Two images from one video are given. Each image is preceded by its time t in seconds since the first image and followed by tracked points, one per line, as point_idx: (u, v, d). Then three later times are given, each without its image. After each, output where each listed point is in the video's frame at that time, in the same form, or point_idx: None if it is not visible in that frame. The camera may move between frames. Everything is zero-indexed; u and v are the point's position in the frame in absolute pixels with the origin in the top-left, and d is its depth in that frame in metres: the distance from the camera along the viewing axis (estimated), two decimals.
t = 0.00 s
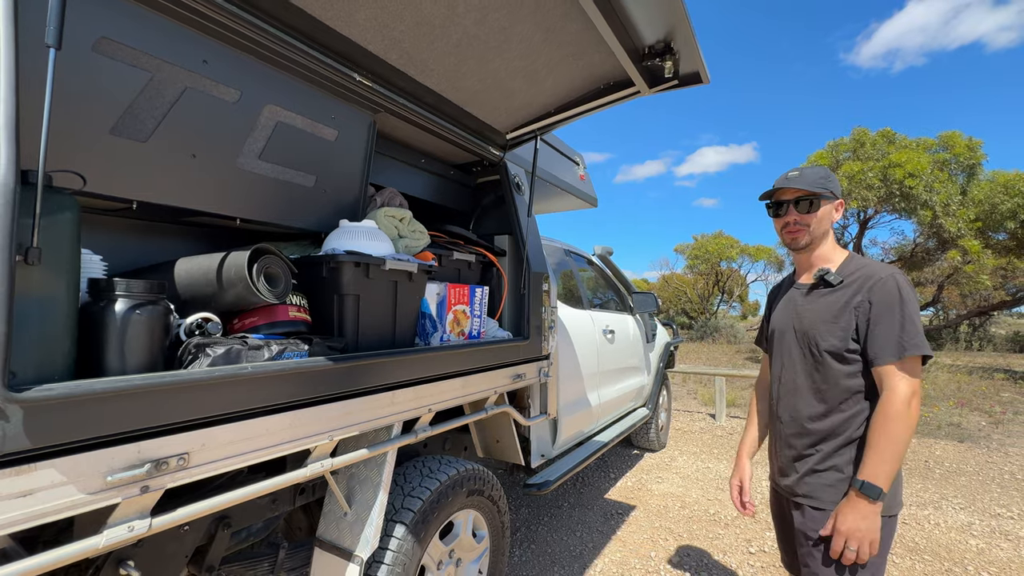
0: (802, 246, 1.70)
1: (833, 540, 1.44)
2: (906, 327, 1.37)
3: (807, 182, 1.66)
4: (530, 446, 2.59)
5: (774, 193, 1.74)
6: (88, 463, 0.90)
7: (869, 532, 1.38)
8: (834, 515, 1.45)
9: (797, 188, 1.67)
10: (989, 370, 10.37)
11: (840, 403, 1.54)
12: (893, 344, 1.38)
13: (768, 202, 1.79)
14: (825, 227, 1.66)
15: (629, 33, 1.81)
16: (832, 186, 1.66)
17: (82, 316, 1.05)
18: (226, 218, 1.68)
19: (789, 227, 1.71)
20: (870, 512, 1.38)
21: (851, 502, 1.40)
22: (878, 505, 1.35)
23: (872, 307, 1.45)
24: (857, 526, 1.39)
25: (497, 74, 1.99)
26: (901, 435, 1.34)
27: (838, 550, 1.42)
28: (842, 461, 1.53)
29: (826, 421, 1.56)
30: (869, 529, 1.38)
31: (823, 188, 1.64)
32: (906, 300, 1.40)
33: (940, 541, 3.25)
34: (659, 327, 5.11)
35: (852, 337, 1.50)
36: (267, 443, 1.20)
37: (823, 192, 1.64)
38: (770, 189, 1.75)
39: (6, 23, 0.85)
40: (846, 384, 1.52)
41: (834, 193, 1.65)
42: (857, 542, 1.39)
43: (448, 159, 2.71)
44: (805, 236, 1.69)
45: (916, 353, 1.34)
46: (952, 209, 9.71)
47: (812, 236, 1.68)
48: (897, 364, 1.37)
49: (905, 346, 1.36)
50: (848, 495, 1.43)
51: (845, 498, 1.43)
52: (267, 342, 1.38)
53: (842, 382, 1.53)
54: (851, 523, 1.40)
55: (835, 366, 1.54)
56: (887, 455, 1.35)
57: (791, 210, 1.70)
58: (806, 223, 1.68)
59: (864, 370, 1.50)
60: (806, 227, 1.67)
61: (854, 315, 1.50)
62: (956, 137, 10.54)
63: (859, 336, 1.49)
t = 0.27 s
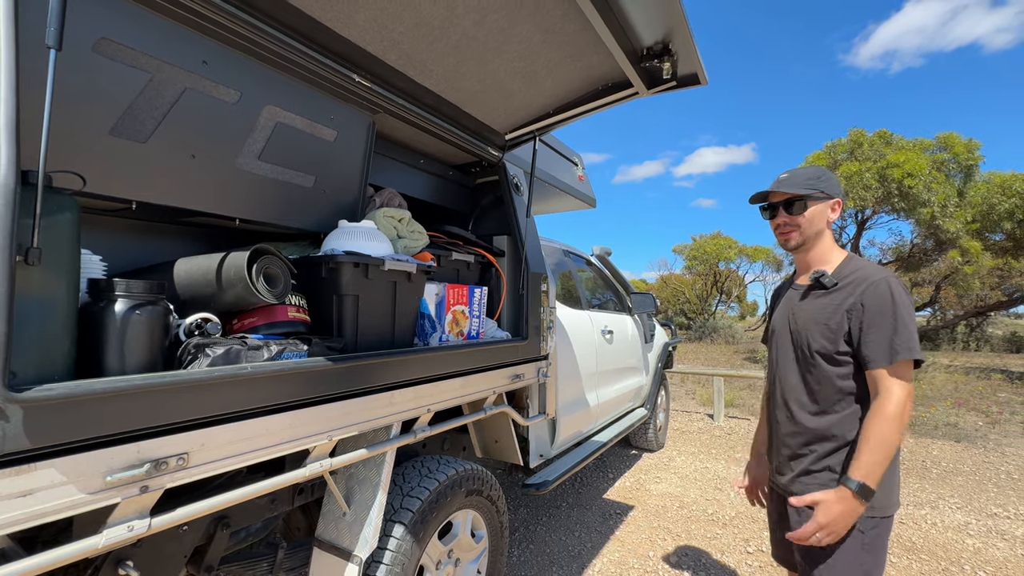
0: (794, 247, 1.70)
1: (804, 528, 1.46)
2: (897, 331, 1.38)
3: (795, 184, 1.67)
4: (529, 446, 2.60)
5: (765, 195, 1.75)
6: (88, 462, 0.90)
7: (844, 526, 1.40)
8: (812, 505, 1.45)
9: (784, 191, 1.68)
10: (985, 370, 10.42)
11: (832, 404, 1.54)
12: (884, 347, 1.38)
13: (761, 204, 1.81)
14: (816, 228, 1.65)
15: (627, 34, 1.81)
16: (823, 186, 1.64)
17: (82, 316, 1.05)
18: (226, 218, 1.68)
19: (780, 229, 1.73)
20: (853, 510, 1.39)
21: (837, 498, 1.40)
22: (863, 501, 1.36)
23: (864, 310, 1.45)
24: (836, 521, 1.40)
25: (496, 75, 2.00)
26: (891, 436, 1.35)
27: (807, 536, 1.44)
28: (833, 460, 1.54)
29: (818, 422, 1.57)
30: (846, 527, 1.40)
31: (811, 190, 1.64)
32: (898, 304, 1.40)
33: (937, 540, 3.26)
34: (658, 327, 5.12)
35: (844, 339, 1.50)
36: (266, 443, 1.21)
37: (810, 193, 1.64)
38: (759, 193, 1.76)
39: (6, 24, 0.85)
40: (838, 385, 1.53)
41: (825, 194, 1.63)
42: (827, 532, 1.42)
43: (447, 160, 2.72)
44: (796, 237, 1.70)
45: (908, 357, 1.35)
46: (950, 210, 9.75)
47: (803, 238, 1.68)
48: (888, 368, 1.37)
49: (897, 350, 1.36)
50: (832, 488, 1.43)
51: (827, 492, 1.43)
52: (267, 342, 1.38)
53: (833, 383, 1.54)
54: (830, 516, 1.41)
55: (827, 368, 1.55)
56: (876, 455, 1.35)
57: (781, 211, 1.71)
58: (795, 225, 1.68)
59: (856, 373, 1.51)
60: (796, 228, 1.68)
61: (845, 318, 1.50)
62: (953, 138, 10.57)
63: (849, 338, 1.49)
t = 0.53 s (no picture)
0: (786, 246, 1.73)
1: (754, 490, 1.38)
2: (877, 332, 1.38)
3: (786, 184, 1.69)
4: (528, 446, 2.60)
5: (761, 195, 1.78)
6: (88, 462, 0.91)
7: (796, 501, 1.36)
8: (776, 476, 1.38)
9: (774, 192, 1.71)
10: (982, 370, 10.45)
11: (817, 402, 1.56)
12: (864, 348, 1.39)
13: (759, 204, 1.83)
14: (807, 228, 1.66)
15: (626, 35, 1.82)
16: (815, 186, 1.64)
17: (82, 316, 1.06)
18: (225, 218, 1.68)
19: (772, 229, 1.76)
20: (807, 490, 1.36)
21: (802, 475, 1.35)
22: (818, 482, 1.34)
23: (846, 311, 1.46)
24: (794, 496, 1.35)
25: (495, 76, 2.00)
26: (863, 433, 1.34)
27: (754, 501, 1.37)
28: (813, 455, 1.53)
29: (805, 420, 1.58)
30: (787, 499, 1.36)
31: (801, 190, 1.65)
32: (880, 306, 1.40)
33: (934, 540, 3.28)
34: (657, 328, 5.13)
35: (828, 339, 1.51)
36: (266, 443, 1.21)
37: (800, 194, 1.64)
38: (754, 193, 1.80)
39: (5, 25, 0.85)
40: (823, 385, 1.54)
41: (815, 194, 1.63)
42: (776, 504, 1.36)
43: (446, 160, 2.72)
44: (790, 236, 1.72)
45: (885, 358, 1.35)
46: (948, 210, 9.76)
47: (795, 237, 1.70)
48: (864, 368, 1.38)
49: (874, 350, 1.37)
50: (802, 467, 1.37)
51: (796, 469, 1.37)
52: (266, 343, 1.38)
53: (819, 383, 1.55)
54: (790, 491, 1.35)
55: (813, 368, 1.56)
56: (841, 445, 1.35)
57: (775, 211, 1.74)
58: (785, 225, 1.71)
59: (841, 373, 1.51)
60: (787, 228, 1.70)
61: (830, 319, 1.51)
62: (951, 139, 10.60)
63: (834, 338, 1.50)
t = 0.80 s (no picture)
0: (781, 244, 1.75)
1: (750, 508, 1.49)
2: (865, 333, 1.38)
3: (784, 183, 1.71)
4: (527, 446, 2.61)
5: (763, 194, 1.80)
6: (90, 463, 0.91)
7: (789, 510, 1.42)
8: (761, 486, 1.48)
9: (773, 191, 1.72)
10: (980, 370, 10.47)
11: (809, 401, 1.57)
12: (850, 349, 1.40)
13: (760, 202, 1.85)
14: (802, 227, 1.67)
15: (624, 37, 1.82)
16: (813, 186, 1.64)
17: (83, 317, 1.06)
18: (225, 219, 1.69)
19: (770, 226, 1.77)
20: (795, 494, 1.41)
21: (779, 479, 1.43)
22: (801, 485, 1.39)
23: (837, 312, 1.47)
24: (777, 502, 1.42)
25: (494, 77, 2.00)
26: (847, 432, 1.35)
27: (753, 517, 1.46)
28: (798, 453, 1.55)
29: (797, 419, 1.59)
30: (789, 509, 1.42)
31: (798, 189, 1.66)
32: (869, 307, 1.40)
33: (932, 539, 3.28)
34: (656, 328, 5.13)
35: (820, 339, 1.52)
36: (267, 443, 1.21)
37: (795, 192, 1.66)
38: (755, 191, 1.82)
39: (8, 28, 0.86)
40: (816, 384, 1.55)
41: (812, 194, 1.63)
42: (770, 514, 1.44)
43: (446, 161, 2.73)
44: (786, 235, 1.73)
45: (868, 358, 1.35)
46: (946, 210, 9.78)
47: (791, 236, 1.71)
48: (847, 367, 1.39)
49: (858, 350, 1.37)
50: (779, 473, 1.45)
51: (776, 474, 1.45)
52: (267, 343, 1.38)
53: (810, 382, 1.56)
54: (772, 498, 1.43)
55: (805, 367, 1.57)
56: (826, 447, 1.37)
57: (773, 209, 1.76)
58: (782, 224, 1.72)
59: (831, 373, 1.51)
60: (783, 225, 1.72)
61: (823, 319, 1.52)
62: (948, 139, 10.62)
63: (826, 338, 1.51)
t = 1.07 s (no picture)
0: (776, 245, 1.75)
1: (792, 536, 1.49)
2: (865, 337, 1.38)
3: (779, 185, 1.72)
4: (527, 446, 2.61)
5: (759, 197, 1.80)
6: (89, 464, 0.91)
7: (827, 529, 1.42)
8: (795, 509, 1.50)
9: (768, 193, 1.73)
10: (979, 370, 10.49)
11: (808, 402, 1.57)
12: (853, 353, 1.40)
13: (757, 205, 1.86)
14: (798, 228, 1.67)
15: (624, 37, 1.83)
16: (808, 187, 1.64)
17: (82, 318, 1.06)
18: (224, 220, 1.68)
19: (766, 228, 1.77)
20: (828, 510, 1.42)
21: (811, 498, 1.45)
22: (830, 501, 1.39)
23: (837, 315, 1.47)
24: (814, 523, 1.43)
25: (494, 78, 2.00)
26: (863, 440, 1.36)
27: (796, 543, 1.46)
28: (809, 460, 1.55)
29: (796, 419, 1.59)
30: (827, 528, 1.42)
31: (793, 191, 1.66)
32: (868, 311, 1.40)
33: (931, 539, 3.29)
34: (655, 328, 5.14)
35: (820, 341, 1.52)
36: (266, 444, 1.21)
37: (790, 194, 1.66)
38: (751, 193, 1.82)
39: (7, 29, 0.86)
40: (816, 385, 1.55)
41: (807, 195, 1.64)
42: (813, 537, 1.44)
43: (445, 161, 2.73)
44: (782, 237, 1.73)
45: (870, 363, 1.35)
46: (945, 210, 9.79)
47: (787, 238, 1.71)
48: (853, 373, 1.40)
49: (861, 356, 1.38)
50: (809, 493, 1.47)
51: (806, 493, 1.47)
52: (266, 344, 1.38)
53: (810, 383, 1.56)
54: (810, 520, 1.44)
55: (804, 367, 1.58)
56: (847, 457, 1.37)
57: (768, 211, 1.76)
58: (778, 225, 1.72)
59: (833, 375, 1.52)
60: (778, 227, 1.73)
61: (821, 322, 1.52)
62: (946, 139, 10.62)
63: (825, 341, 1.51)
